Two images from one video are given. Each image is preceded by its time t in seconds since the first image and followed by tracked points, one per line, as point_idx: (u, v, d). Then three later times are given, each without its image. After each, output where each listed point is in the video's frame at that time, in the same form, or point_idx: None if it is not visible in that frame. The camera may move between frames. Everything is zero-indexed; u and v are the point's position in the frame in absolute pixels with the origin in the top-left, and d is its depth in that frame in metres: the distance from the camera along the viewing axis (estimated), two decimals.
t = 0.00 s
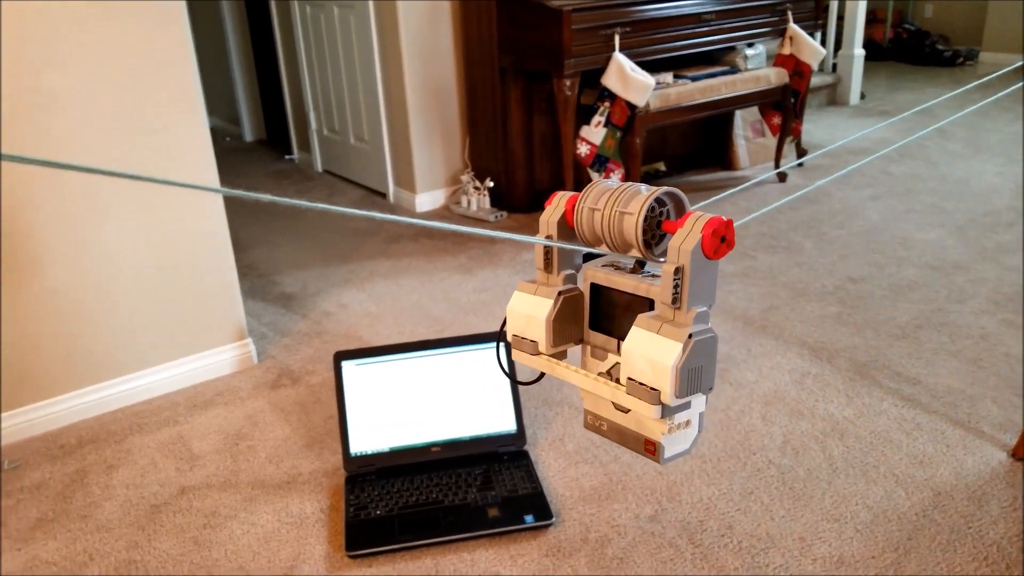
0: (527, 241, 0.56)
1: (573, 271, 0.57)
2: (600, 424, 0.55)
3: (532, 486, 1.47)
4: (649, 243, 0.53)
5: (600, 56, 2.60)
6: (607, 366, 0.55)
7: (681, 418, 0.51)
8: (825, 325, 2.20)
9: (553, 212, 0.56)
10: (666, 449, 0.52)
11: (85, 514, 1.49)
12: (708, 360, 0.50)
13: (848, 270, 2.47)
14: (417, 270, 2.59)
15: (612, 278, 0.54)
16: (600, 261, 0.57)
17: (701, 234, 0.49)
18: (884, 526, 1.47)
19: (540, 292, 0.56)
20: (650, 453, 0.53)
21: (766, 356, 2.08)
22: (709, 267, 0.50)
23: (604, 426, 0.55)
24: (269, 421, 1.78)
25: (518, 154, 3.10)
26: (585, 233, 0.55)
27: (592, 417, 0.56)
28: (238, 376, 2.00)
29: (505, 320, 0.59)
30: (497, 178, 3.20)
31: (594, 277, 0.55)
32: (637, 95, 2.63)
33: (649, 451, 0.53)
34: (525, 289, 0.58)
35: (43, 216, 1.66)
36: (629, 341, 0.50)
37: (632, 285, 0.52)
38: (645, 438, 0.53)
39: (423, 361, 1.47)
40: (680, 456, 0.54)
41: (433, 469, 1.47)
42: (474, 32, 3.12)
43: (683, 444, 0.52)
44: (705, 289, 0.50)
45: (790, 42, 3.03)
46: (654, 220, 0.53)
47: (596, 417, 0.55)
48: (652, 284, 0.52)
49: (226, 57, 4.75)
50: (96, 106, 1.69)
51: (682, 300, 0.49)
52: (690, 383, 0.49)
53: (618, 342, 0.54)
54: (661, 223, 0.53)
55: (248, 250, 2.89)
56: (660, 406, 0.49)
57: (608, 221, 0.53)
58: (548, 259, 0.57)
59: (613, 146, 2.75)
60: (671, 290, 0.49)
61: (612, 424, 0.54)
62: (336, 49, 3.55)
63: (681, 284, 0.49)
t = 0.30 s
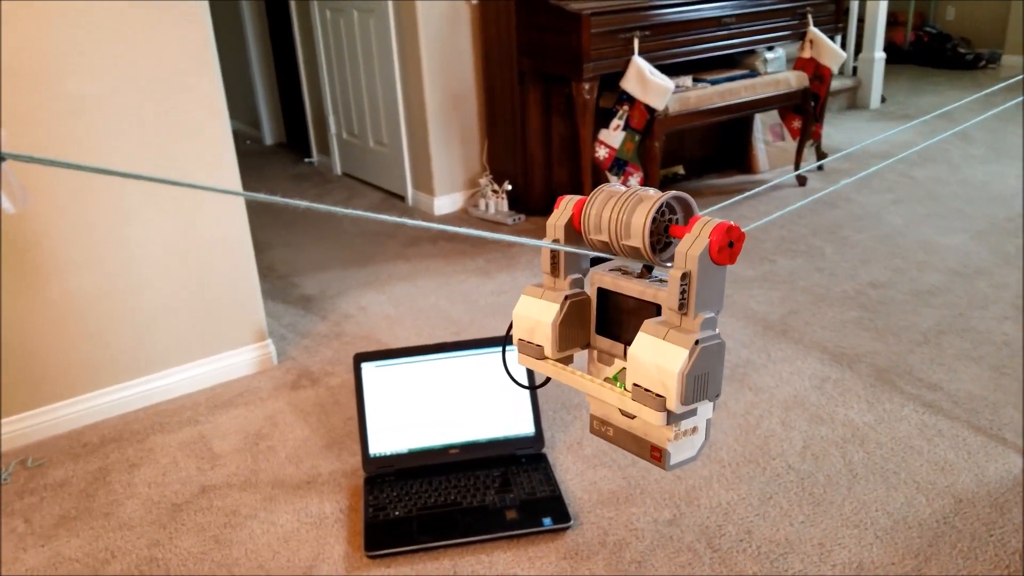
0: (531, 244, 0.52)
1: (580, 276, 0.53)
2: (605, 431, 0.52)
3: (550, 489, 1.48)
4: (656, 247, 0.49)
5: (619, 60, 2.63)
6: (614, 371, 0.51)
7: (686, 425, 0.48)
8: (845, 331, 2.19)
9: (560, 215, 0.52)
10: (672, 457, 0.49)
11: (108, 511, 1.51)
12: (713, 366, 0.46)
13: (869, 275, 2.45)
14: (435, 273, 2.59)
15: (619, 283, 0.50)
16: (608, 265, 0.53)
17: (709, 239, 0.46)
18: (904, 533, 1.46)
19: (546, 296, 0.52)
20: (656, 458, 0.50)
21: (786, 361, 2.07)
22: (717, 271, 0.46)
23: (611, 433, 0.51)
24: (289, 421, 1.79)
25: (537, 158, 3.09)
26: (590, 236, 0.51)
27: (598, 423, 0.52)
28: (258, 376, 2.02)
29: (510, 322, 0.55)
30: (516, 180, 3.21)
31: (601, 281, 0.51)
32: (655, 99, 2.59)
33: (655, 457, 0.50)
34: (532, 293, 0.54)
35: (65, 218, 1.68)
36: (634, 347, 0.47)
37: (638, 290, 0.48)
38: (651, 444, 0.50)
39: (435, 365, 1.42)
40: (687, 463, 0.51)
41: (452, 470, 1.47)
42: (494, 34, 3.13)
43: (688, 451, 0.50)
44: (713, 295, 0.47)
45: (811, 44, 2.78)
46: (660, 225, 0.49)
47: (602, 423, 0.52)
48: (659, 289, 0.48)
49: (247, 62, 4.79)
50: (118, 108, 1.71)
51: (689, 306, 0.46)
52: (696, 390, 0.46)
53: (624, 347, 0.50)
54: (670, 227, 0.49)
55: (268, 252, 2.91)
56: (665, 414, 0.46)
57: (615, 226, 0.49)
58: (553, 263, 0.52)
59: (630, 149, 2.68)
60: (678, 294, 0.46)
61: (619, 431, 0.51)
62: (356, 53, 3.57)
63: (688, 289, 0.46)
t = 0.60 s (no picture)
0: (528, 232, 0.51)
1: (578, 267, 0.52)
2: (601, 426, 0.51)
3: (563, 483, 1.47)
4: (655, 239, 0.47)
5: (634, 54, 2.68)
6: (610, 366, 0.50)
7: (683, 422, 0.47)
8: (859, 327, 2.18)
9: (558, 205, 0.51)
10: (668, 455, 0.48)
11: (122, 503, 1.52)
12: (710, 361, 0.45)
13: (884, 271, 2.43)
14: (448, 268, 2.59)
15: (617, 275, 0.49)
16: (607, 257, 0.51)
17: (707, 231, 0.44)
18: (917, 529, 1.45)
19: (543, 288, 0.51)
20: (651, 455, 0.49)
21: (800, 357, 2.06)
22: (715, 265, 0.45)
23: (606, 428, 0.51)
24: (302, 415, 1.79)
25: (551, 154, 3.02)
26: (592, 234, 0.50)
27: (593, 418, 0.52)
28: (272, 370, 2.02)
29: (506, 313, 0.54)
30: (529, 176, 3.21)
31: (600, 273, 0.49)
32: (671, 94, 2.61)
33: (650, 453, 0.49)
34: (529, 285, 0.52)
35: (78, 212, 1.69)
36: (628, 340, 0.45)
37: (636, 282, 0.47)
38: (647, 441, 0.48)
39: (451, 358, 1.44)
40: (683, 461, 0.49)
41: (465, 464, 1.48)
42: (509, 30, 3.13)
43: (684, 449, 0.48)
44: (711, 288, 0.46)
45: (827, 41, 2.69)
46: (660, 215, 0.48)
47: (598, 418, 0.52)
48: (656, 283, 0.47)
49: (262, 59, 4.81)
50: (131, 102, 1.71)
51: (686, 299, 0.45)
52: (692, 385, 0.45)
53: (621, 341, 0.49)
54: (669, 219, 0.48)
55: (282, 247, 2.93)
56: (660, 410, 0.45)
57: (613, 215, 0.48)
58: (552, 253, 0.52)
59: (645, 146, 2.62)
60: (675, 288, 0.45)
61: (615, 425, 0.50)
62: (370, 49, 3.57)
63: (685, 282, 0.45)
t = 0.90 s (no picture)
0: (525, 223, 0.51)
1: (575, 261, 0.52)
2: (598, 422, 0.51)
3: (572, 476, 1.48)
4: (654, 229, 0.47)
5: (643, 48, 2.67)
6: (607, 362, 0.50)
7: (681, 417, 0.47)
8: (869, 322, 2.17)
9: (554, 196, 0.51)
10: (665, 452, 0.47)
11: (133, 494, 1.53)
12: (707, 354, 0.44)
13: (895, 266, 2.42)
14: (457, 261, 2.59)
15: (614, 269, 0.49)
16: (605, 250, 0.51)
17: (704, 219, 0.44)
18: (927, 525, 1.45)
19: (539, 281, 0.52)
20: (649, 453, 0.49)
21: (810, 352, 2.05)
22: (713, 254, 0.45)
23: (604, 425, 0.50)
24: (311, 408, 1.80)
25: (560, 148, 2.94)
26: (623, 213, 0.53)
27: (591, 414, 0.51)
28: (282, 363, 2.03)
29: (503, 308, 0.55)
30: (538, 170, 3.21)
31: (597, 267, 0.50)
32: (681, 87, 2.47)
33: (648, 450, 0.48)
34: (525, 276, 0.53)
35: (89, 205, 1.70)
36: (625, 333, 0.45)
37: (631, 274, 0.47)
38: (644, 438, 0.48)
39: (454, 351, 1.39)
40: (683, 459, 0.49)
41: (474, 457, 1.48)
42: (518, 24, 3.12)
43: (683, 445, 0.48)
44: (709, 279, 0.45)
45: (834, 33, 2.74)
46: (659, 204, 0.48)
47: (595, 414, 0.51)
48: (652, 274, 0.47)
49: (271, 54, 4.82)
50: (140, 96, 1.72)
51: (682, 290, 0.44)
52: (688, 379, 0.44)
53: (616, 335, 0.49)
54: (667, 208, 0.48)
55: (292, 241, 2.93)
56: (655, 405, 0.45)
57: (609, 205, 0.48)
58: (548, 247, 0.52)
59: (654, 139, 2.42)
60: (670, 278, 0.44)
61: (613, 424, 0.50)
62: (379, 43, 3.57)
63: (681, 272, 0.44)
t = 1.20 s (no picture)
0: (517, 217, 0.52)
1: (568, 256, 0.53)
2: (591, 419, 0.52)
3: (580, 472, 1.47)
4: (645, 224, 0.48)
5: (653, 44, 2.64)
6: (599, 358, 0.51)
7: (674, 416, 0.47)
8: (879, 319, 2.16)
9: (548, 190, 0.51)
10: (658, 449, 0.48)
11: (142, 488, 1.53)
12: (700, 352, 0.45)
13: (905, 263, 2.41)
14: (465, 257, 2.59)
15: (607, 264, 0.50)
16: (599, 248, 0.53)
17: (698, 217, 0.44)
18: (937, 523, 1.44)
19: (530, 275, 0.52)
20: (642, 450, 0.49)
21: (819, 349, 2.05)
22: (706, 250, 0.45)
23: (596, 422, 0.51)
24: (319, 402, 1.80)
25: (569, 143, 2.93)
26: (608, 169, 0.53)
27: (583, 412, 0.52)
28: (290, 357, 2.03)
29: (495, 302, 0.55)
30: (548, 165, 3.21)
31: (591, 262, 0.51)
32: (690, 84, 2.57)
33: (640, 448, 0.49)
34: (518, 272, 0.53)
35: (100, 198, 1.70)
36: (616, 330, 0.46)
37: (626, 271, 0.48)
38: (637, 436, 0.49)
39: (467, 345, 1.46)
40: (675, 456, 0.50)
41: (481, 453, 1.48)
42: (528, 20, 3.12)
43: (675, 443, 0.49)
44: (701, 277, 0.46)
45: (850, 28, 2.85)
46: (651, 200, 0.48)
47: (588, 411, 0.52)
48: (646, 271, 0.47)
49: (280, 49, 4.82)
50: (152, 91, 1.72)
51: (675, 288, 0.45)
52: (680, 377, 0.45)
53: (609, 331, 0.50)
54: (659, 204, 0.48)
55: (300, 235, 2.94)
56: (648, 403, 0.45)
57: (602, 199, 0.48)
58: (541, 241, 0.52)
59: (664, 135, 2.70)
60: (664, 276, 0.45)
61: (605, 421, 0.50)
62: (389, 38, 3.57)
63: (674, 270, 0.45)
